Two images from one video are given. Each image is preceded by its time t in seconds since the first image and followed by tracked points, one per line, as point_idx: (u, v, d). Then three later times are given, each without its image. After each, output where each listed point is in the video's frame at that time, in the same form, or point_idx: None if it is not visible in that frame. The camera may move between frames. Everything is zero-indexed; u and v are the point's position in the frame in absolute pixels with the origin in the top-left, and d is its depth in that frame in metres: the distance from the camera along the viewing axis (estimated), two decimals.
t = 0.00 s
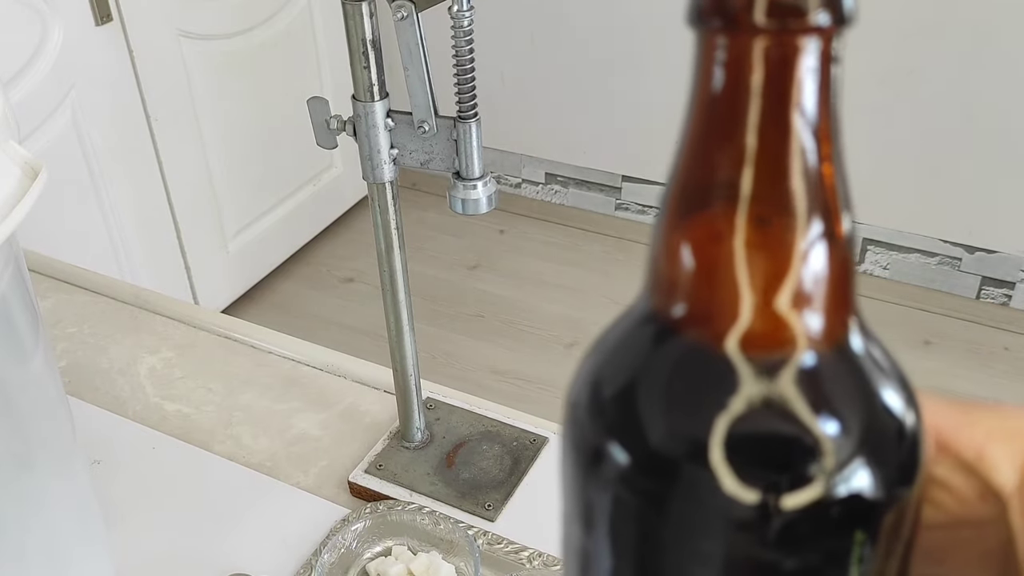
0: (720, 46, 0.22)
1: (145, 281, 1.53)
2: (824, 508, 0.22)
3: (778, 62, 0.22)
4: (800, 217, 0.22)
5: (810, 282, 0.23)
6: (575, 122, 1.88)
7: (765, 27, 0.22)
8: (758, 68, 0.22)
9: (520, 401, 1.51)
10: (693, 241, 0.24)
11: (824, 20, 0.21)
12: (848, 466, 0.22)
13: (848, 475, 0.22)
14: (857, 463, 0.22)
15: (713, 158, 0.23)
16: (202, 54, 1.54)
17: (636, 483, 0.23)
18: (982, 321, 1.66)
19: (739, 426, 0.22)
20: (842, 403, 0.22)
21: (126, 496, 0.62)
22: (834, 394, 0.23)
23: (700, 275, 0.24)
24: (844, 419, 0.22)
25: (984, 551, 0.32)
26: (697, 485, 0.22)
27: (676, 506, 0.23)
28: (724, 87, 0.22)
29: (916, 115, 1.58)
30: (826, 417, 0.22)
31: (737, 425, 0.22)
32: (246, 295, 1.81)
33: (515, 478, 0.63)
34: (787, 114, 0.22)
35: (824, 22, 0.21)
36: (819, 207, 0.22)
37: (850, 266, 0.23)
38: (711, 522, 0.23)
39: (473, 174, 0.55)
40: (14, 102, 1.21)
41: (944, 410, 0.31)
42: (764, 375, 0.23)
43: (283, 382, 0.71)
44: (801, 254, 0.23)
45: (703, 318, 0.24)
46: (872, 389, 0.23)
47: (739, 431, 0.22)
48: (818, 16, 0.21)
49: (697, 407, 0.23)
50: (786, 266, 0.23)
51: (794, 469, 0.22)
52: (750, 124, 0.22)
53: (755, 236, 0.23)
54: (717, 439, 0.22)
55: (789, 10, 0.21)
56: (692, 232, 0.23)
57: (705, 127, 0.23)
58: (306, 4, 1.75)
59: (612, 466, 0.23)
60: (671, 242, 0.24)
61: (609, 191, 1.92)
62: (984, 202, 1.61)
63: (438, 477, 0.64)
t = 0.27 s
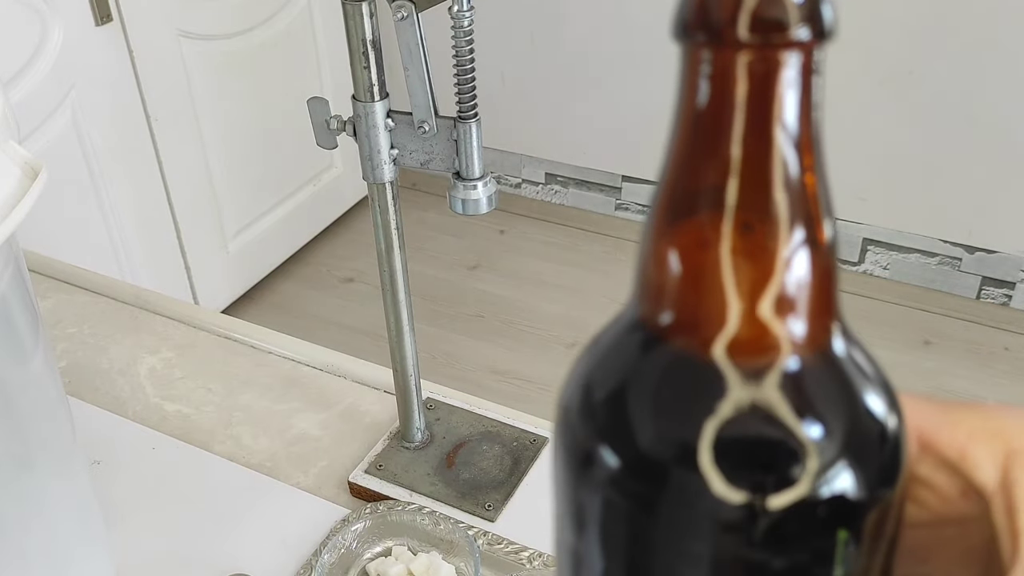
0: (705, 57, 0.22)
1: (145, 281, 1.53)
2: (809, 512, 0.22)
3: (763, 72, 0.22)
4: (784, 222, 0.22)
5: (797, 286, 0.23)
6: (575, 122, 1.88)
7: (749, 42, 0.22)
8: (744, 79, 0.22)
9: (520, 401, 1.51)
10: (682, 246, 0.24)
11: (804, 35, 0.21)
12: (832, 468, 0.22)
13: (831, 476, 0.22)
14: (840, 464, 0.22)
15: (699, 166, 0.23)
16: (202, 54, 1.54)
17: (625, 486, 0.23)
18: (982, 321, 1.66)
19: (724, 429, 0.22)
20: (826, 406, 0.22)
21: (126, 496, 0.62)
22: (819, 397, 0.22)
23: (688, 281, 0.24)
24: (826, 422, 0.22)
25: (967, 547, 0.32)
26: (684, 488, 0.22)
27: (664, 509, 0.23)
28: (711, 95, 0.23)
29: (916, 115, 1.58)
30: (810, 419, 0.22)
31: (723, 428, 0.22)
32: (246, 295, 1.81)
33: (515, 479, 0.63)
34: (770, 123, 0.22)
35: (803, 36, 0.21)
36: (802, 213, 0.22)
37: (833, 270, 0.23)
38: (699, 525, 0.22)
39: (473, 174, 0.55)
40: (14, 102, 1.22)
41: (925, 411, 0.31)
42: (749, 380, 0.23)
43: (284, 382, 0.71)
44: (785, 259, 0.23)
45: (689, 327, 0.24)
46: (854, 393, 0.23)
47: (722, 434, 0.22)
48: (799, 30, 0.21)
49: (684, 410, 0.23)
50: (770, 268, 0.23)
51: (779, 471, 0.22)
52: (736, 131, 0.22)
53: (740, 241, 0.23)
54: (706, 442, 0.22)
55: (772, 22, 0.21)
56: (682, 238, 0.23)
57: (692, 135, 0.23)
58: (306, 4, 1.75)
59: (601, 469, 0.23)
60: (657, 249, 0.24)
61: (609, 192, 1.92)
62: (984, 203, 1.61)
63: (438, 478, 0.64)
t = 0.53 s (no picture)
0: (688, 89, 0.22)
1: (145, 281, 1.53)
2: (797, 532, 0.22)
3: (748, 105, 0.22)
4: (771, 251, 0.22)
5: (783, 307, 0.23)
6: (575, 122, 1.88)
7: (732, 78, 0.21)
8: (729, 111, 0.22)
9: (520, 401, 1.51)
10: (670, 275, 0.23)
11: (787, 70, 0.21)
12: (818, 489, 0.22)
13: (818, 498, 0.22)
14: (827, 486, 0.22)
15: (686, 198, 0.23)
16: (202, 54, 1.54)
17: (615, 506, 0.23)
18: (982, 321, 1.66)
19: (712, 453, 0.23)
20: (812, 430, 0.23)
21: (126, 497, 0.62)
22: (806, 421, 0.23)
23: (677, 311, 0.24)
24: (813, 446, 0.23)
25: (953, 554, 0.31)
26: (674, 510, 0.23)
27: (655, 531, 0.23)
28: (697, 126, 0.22)
29: (916, 115, 1.58)
30: (797, 443, 0.23)
31: (711, 452, 0.23)
32: (246, 295, 1.81)
33: (515, 479, 0.63)
34: (754, 155, 0.22)
35: (786, 70, 0.21)
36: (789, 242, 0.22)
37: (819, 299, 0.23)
38: (689, 546, 0.23)
39: (472, 174, 0.55)
40: (14, 102, 1.21)
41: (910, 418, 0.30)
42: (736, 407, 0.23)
43: (283, 382, 0.71)
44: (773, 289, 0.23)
45: (677, 356, 0.24)
46: (840, 415, 0.23)
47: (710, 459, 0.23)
48: (782, 64, 0.21)
49: (672, 434, 0.23)
50: (756, 294, 0.23)
51: (767, 494, 0.22)
52: (723, 162, 0.22)
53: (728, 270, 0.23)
54: (694, 467, 0.23)
55: (756, 55, 0.21)
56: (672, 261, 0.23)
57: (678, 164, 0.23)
58: (306, 3, 1.75)
59: (591, 489, 0.23)
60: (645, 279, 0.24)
61: (609, 192, 1.92)
62: (984, 203, 1.61)
63: (438, 478, 0.64)
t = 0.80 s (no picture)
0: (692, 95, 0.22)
1: (146, 281, 1.53)
2: (812, 544, 0.22)
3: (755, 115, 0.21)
4: (782, 264, 0.22)
5: (793, 318, 0.22)
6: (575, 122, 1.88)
7: (738, 89, 0.21)
8: (736, 121, 0.21)
9: (520, 401, 1.52)
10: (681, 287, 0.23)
11: (791, 80, 0.21)
12: (833, 501, 0.22)
13: (832, 510, 0.22)
14: (842, 497, 0.22)
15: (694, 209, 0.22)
16: (202, 54, 1.54)
17: (626, 518, 0.23)
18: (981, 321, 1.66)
19: (723, 465, 0.22)
20: (825, 442, 0.23)
21: (127, 496, 0.62)
22: (818, 433, 0.23)
23: (683, 325, 0.23)
24: (826, 459, 0.22)
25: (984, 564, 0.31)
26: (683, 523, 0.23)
27: (664, 544, 0.23)
28: (702, 134, 0.22)
29: (917, 115, 1.58)
30: (811, 455, 0.22)
31: (721, 464, 0.23)
32: (246, 295, 1.81)
33: (515, 479, 0.63)
34: (762, 167, 0.22)
35: (792, 79, 0.21)
36: (800, 255, 0.22)
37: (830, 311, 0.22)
38: (701, 559, 0.23)
39: (474, 173, 0.55)
40: (14, 103, 1.22)
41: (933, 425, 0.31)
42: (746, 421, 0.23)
43: (284, 382, 0.71)
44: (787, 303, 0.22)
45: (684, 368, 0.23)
46: (853, 425, 0.23)
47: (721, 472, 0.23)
48: (787, 73, 0.21)
49: (681, 446, 0.23)
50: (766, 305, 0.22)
51: (780, 507, 0.22)
52: (733, 174, 0.22)
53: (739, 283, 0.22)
54: (704, 479, 0.23)
55: (762, 64, 0.21)
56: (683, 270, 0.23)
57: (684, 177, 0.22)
58: (306, 4, 1.75)
59: (600, 501, 0.23)
60: (652, 292, 0.23)
61: (609, 192, 1.92)
62: (984, 203, 1.61)
63: (438, 478, 0.64)
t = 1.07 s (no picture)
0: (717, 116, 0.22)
1: (145, 281, 1.53)
2: (847, 561, 0.23)
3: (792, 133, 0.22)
4: (822, 282, 0.23)
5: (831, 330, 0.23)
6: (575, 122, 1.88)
7: (783, 113, 0.21)
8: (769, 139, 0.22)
9: (520, 401, 1.52)
10: (698, 299, 0.24)
11: (839, 83, 0.21)
12: (869, 513, 0.23)
13: (870, 523, 0.23)
14: (878, 509, 0.23)
15: (724, 225, 0.23)
16: (202, 54, 1.54)
17: (648, 531, 0.24)
18: (981, 321, 1.66)
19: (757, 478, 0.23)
20: (860, 456, 0.23)
21: (127, 496, 0.62)
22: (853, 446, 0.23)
23: (705, 341, 0.24)
24: (861, 472, 0.23)
25: None
26: (706, 537, 0.23)
27: (685, 558, 0.23)
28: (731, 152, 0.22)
29: (917, 116, 1.58)
30: (847, 468, 0.23)
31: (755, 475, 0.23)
32: (247, 295, 1.81)
33: (516, 478, 0.63)
34: (797, 184, 0.22)
35: (840, 85, 0.21)
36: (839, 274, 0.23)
37: (867, 329, 0.23)
38: None
39: (474, 173, 0.55)
40: (15, 102, 1.22)
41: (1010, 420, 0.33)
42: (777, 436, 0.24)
43: (284, 382, 0.71)
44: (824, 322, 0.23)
45: (711, 382, 0.24)
46: (889, 438, 0.24)
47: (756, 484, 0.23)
48: (835, 75, 0.21)
49: (707, 458, 0.24)
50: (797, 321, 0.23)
51: (815, 521, 0.23)
52: (762, 194, 0.22)
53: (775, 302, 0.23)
54: (732, 491, 0.23)
55: (804, 81, 0.21)
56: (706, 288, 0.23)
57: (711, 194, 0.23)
58: (306, 4, 1.75)
59: (620, 511, 0.24)
60: (675, 308, 0.24)
61: (610, 192, 1.92)
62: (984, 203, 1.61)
63: (438, 477, 0.64)
